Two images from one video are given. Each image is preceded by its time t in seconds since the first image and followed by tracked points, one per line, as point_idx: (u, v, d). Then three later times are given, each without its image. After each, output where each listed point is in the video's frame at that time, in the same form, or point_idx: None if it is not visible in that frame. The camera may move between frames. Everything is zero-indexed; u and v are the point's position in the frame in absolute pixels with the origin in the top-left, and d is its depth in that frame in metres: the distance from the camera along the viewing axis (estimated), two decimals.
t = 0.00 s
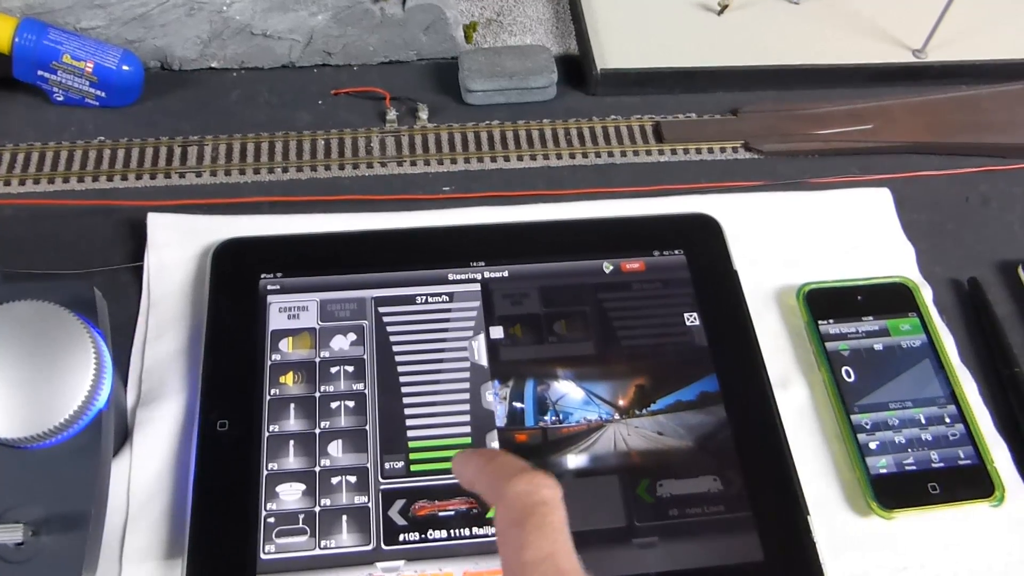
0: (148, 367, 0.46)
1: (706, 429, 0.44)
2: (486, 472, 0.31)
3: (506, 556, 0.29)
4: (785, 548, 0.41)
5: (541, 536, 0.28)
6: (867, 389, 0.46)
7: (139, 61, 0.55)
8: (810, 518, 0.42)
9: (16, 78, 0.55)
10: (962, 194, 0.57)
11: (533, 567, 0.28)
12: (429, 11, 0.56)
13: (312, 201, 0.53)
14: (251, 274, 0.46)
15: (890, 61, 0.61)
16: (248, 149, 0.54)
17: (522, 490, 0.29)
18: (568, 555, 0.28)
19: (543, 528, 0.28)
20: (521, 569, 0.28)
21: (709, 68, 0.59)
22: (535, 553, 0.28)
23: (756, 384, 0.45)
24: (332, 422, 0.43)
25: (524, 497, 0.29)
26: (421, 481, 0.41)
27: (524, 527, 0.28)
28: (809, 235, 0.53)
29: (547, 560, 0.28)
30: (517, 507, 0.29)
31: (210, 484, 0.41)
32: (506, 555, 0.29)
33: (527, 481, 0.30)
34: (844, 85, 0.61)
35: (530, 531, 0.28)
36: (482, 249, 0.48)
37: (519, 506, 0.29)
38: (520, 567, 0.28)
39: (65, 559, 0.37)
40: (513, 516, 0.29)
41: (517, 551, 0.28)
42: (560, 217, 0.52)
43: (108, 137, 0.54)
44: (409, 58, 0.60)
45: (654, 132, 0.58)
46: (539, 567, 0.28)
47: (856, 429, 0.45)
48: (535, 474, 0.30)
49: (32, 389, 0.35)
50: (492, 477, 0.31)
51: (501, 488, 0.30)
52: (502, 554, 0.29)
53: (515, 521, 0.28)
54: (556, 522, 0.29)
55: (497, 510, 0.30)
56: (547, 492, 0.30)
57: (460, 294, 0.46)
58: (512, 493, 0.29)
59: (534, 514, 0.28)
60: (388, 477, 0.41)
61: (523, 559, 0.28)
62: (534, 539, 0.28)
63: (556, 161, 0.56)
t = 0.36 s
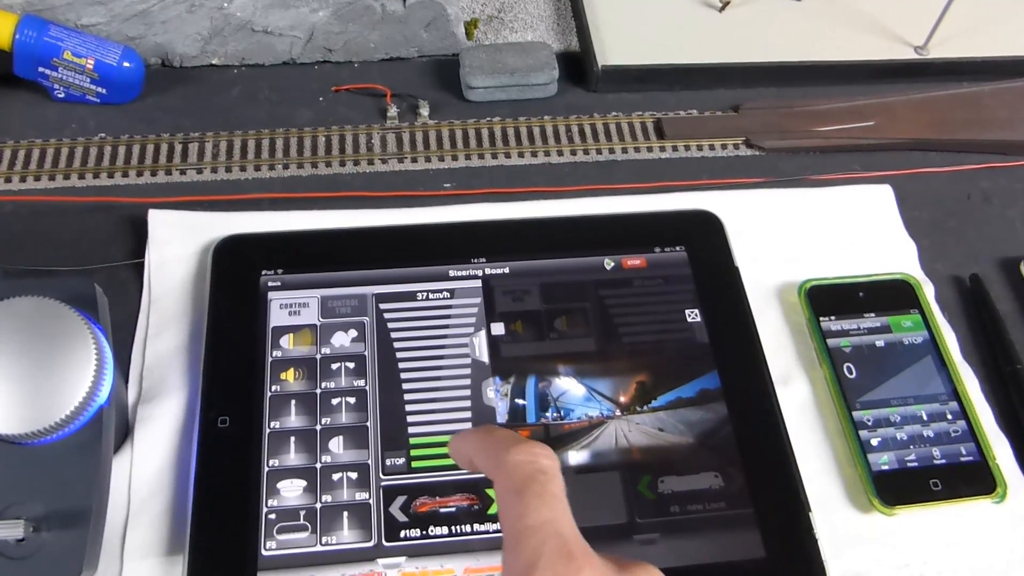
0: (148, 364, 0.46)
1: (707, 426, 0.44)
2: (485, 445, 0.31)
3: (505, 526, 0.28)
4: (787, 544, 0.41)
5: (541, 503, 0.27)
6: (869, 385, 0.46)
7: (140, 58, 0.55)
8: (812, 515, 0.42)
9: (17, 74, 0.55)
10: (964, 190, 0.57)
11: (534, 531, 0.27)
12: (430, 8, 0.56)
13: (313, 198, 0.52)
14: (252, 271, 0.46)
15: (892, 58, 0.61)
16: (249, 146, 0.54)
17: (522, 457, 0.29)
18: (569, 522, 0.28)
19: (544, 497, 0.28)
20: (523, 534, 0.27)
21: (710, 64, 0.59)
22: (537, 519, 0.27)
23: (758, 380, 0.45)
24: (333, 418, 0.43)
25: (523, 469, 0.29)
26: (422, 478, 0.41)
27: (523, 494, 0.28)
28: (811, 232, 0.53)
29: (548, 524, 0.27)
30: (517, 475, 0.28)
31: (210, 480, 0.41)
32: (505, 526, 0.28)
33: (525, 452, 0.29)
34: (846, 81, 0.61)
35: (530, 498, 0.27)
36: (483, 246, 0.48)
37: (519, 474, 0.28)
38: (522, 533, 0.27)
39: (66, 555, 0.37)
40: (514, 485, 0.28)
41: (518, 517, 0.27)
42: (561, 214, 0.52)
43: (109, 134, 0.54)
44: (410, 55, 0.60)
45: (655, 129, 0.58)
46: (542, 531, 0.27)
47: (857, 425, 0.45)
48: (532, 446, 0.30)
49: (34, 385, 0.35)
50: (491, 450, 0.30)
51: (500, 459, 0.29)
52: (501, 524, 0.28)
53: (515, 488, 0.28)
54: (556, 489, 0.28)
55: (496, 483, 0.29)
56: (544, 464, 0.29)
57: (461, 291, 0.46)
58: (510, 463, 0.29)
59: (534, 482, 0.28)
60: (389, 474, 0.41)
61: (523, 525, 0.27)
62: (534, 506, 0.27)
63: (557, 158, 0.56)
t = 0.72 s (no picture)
0: (150, 360, 0.46)
1: (707, 425, 0.44)
2: (461, 428, 0.30)
3: (481, 497, 0.27)
4: (786, 543, 0.41)
5: (515, 468, 0.27)
6: (868, 385, 0.46)
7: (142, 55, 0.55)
8: (811, 514, 0.42)
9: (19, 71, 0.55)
10: (965, 190, 0.57)
11: (510, 495, 0.27)
12: (432, 7, 0.56)
13: (315, 195, 0.53)
14: (254, 268, 0.46)
15: (893, 57, 0.61)
16: (251, 144, 0.55)
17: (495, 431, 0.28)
18: (544, 486, 0.27)
19: (519, 461, 0.27)
20: (498, 499, 0.27)
21: (712, 63, 0.59)
22: (511, 483, 0.27)
23: (758, 380, 0.45)
24: (334, 415, 0.43)
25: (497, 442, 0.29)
26: (423, 475, 0.41)
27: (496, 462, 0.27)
28: (811, 231, 0.53)
29: (523, 486, 0.26)
30: (490, 445, 0.28)
31: (211, 477, 0.41)
32: (481, 496, 0.27)
33: (498, 426, 0.29)
34: (847, 81, 0.61)
35: (504, 465, 0.27)
36: (485, 244, 0.48)
37: (493, 445, 0.28)
38: (497, 499, 0.27)
39: (68, 551, 0.37)
40: (487, 456, 0.28)
41: (493, 484, 0.27)
42: (562, 212, 0.52)
43: (111, 131, 0.54)
44: (411, 53, 0.60)
45: (656, 127, 0.58)
46: (516, 493, 0.26)
47: (857, 425, 0.45)
48: (505, 423, 0.29)
49: (35, 383, 0.35)
50: (466, 429, 0.30)
51: (474, 435, 0.29)
52: (476, 493, 0.27)
53: (489, 458, 0.28)
54: (530, 455, 0.28)
55: (470, 458, 0.29)
56: (519, 437, 0.29)
57: (462, 289, 0.46)
58: (483, 437, 0.29)
59: (507, 450, 0.28)
60: (390, 471, 0.41)
61: (500, 491, 0.27)
62: (508, 470, 0.27)
63: (558, 156, 0.56)
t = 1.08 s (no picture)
0: (153, 359, 0.46)
1: (710, 422, 0.44)
2: (476, 429, 0.31)
3: (493, 501, 0.28)
4: (790, 540, 0.41)
5: (528, 476, 0.28)
6: (872, 382, 0.46)
7: (144, 53, 0.55)
8: (815, 511, 0.42)
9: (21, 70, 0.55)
10: (968, 187, 0.57)
11: (522, 503, 0.28)
12: (434, 4, 0.56)
13: (317, 193, 0.53)
14: (256, 266, 0.46)
15: (895, 54, 0.61)
16: (253, 142, 0.54)
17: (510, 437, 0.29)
18: (556, 494, 0.28)
19: (532, 469, 0.28)
20: (510, 506, 0.28)
21: (714, 60, 0.59)
22: (524, 491, 0.28)
23: (761, 377, 0.45)
24: (337, 413, 0.43)
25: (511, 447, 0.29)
26: (426, 473, 0.41)
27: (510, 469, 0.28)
28: (814, 229, 0.53)
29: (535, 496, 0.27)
30: (505, 450, 0.29)
31: (213, 475, 0.41)
32: (494, 501, 0.28)
33: (514, 431, 0.29)
34: (849, 78, 0.61)
35: (518, 473, 0.28)
36: (487, 241, 0.48)
37: (508, 450, 0.29)
38: (509, 505, 0.28)
39: (71, 548, 0.37)
40: (501, 461, 0.29)
41: (506, 490, 0.28)
42: (564, 210, 0.52)
43: (113, 130, 0.54)
44: (414, 51, 0.60)
45: (658, 125, 0.58)
46: (528, 502, 0.27)
47: (861, 422, 0.45)
48: (521, 427, 0.30)
49: (39, 381, 0.35)
50: (481, 432, 0.30)
51: (488, 438, 0.30)
52: (488, 498, 0.28)
53: (502, 463, 0.28)
54: (543, 463, 0.28)
55: (483, 461, 0.29)
56: (533, 443, 0.29)
57: (465, 286, 0.46)
58: (498, 441, 0.29)
59: (521, 457, 0.28)
60: (393, 469, 0.41)
61: (513, 498, 0.28)
62: (521, 478, 0.28)
63: (560, 154, 0.56)
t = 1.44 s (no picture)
0: (152, 358, 0.46)
1: (710, 422, 0.44)
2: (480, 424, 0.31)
3: (497, 497, 0.29)
4: (790, 540, 0.41)
5: (533, 475, 0.28)
6: (872, 382, 0.46)
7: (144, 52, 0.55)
8: (815, 511, 0.42)
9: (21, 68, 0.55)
10: (968, 187, 0.57)
11: (527, 501, 0.28)
12: (434, 3, 0.56)
13: (317, 192, 0.52)
14: (256, 265, 0.46)
15: (896, 54, 0.61)
16: (253, 141, 0.54)
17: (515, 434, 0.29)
18: (560, 492, 0.29)
19: (537, 467, 0.29)
20: (514, 504, 0.28)
21: (714, 60, 0.59)
22: (528, 489, 0.28)
23: (761, 377, 0.45)
24: (336, 412, 0.43)
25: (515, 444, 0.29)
26: (426, 472, 0.41)
27: (515, 467, 0.28)
28: (814, 228, 0.53)
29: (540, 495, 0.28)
30: (510, 447, 0.29)
31: (213, 474, 0.41)
32: (498, 496, 0.29)
33: (518, 427, 0.30)
34: (850, 78, 0.61)
35: (522, 471, 0.28)
36: (487, 241, 0.48)
37: (512, 448, 0.29)
38: (514, 503, 0.28)
39: (71, 546, 0.37)
40: (505, 459, 0.29)
41: (510, 488, 0.28)
42: (564, 209, 0.52)
43: (112, 128, 0.54)
44: (414, 50, 0.60)
45: (658, 125, 0.58)
46: (533, 501, 0.28)
47: (861, 422, 0.45)
48: (526, 423, 0.30)
49: (39, 380, 0.35)
50: (484, 427, 0.30)
51: (493, 434, 0.30)
52: (493, 494, 0.29)
53: (507, 461, 0.29)
54: (549, 461, 0.29)
55: (487, 456, 0.30)
56: (538, 439, 0.30)
57: (464, 286, 0.46)
58: (503, 437, 0.29)
59: (526, 455, 0.29)
60: (393, 468, 0.41)
61: (517, 496, 0.28)
62: (526, 476, 0.28)
63: (560, 153, 0.56)
